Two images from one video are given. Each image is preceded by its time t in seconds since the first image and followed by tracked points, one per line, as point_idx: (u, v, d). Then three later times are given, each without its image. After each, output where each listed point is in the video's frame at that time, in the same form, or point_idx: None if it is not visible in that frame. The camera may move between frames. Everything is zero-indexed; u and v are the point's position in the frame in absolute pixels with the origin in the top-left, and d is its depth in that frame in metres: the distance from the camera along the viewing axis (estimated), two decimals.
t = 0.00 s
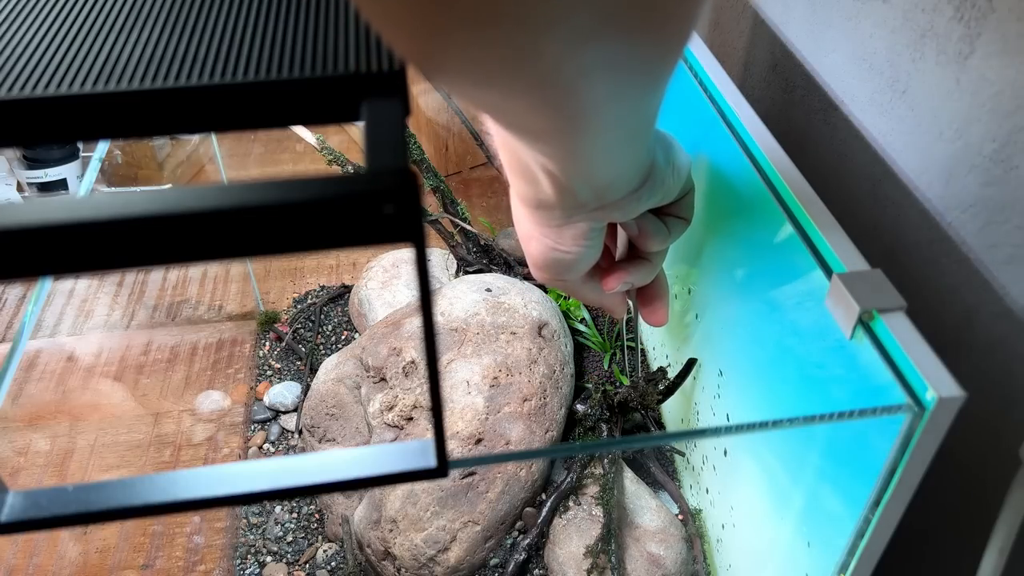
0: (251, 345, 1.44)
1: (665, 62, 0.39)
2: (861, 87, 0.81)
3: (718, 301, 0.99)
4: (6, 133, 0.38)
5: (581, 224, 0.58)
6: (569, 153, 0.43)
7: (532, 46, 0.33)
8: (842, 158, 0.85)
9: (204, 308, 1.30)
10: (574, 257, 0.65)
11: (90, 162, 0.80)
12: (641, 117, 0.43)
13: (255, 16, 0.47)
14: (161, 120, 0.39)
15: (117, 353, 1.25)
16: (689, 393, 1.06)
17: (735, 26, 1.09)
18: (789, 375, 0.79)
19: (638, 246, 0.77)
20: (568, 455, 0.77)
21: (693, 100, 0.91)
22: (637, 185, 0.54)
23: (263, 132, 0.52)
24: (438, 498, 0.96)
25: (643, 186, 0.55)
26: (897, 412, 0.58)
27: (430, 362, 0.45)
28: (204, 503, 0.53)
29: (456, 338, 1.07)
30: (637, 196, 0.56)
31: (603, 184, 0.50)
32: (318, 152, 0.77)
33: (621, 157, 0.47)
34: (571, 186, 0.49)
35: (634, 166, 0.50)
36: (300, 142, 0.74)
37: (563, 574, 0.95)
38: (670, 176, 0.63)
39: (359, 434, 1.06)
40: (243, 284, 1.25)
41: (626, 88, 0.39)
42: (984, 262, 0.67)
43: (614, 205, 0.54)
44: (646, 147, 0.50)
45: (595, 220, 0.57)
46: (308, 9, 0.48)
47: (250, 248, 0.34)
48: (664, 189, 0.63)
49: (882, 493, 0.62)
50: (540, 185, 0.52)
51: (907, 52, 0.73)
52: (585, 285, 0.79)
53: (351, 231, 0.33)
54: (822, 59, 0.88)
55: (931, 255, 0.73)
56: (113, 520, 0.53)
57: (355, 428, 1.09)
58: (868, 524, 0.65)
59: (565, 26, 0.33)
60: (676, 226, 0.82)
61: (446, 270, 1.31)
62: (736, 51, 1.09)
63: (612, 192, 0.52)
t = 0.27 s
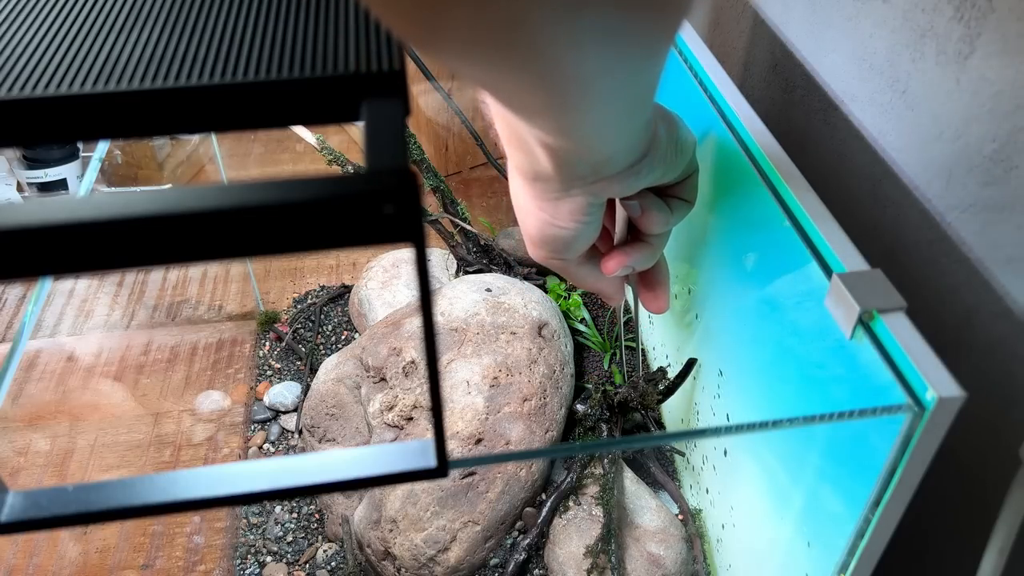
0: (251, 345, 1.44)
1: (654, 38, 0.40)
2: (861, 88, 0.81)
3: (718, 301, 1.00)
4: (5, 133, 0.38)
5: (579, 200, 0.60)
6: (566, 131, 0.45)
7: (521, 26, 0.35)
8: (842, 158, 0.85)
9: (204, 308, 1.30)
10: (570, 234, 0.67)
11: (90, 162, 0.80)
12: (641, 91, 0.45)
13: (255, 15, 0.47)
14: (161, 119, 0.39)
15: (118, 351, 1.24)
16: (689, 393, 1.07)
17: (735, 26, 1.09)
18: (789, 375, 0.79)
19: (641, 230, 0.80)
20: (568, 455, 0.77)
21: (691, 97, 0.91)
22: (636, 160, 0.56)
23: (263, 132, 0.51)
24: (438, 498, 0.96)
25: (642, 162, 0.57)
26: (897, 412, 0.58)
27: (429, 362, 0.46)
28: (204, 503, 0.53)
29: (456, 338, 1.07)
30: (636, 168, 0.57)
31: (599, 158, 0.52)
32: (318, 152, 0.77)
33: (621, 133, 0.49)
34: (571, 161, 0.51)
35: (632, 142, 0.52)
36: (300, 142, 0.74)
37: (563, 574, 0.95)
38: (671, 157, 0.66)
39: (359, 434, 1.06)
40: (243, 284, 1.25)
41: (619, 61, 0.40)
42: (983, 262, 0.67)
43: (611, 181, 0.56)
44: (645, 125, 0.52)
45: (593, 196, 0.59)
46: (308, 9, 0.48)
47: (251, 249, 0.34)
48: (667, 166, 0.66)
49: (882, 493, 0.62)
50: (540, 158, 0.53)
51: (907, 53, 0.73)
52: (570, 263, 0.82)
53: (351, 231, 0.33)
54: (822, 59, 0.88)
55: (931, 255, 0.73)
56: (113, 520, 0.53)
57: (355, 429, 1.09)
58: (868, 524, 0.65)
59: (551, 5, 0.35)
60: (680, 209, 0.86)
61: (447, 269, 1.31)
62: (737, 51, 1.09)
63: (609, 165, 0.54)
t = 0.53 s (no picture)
0: (251, 345, 1.44)
1: None
2: (861, 87, 0.81)
3: (718, 300, 1.00)
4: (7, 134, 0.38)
5: (562, 143, 0.54)
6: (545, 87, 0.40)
7: None
8: (842, 158, 0.85)
9: (204, 308, 1.30)
10: (545, 178, 0.62)
11: (90, 162, 0.80)
12: (619, 22, 0.37)
13: (255, 16, 0.47)
14: (162, 118, 0.39)
15: (117, 353, 1.25)
16: (689, 393, 1.07)
17: (735, 26, 1.09)
18: (789, 375, 0.79)
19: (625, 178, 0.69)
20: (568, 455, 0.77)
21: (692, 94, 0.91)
22: (623, 112, 0.48)
23: (263, 133, 0.51)
24: (438, 498, 0.96)
25: (631, 113, 0.49)
26: (897, 412, 0.58)
27: (430, 362, 0.46)
28: (205, 502, 0.53)
29: (456, 338, 1.07)
30: (632, 124, 0.51)
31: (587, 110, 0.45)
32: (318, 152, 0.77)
33: (608, 71, 0.40)
34: (549, 110, 0.45)
35: (622, 95, 0.46)
36: (301, 142, 0.74)
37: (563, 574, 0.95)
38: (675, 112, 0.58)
39: (359, 434, 1.06)
40: (243, 283, 1.24)
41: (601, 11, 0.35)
42: (984, 262, 0.67)
43: (599, 133, 0.50)
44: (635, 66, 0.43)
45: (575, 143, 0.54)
46: (309, 9, 0.48)
47: (251, 248, 0.34)
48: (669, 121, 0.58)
49: (882, 493, 0.62)
50: (518, 102, 0.48)
51: (907, 53, 0.73)
52: (543, 220, 0.72)
53: (352, 231, 0.33)
54: (822, 59, 0.88)
55: (931, 256, 0.73)
56: (113, 519, 0.53)
57: (355, 429, 1.09)
58: (868, 524, 0.65)
59: None
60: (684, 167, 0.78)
61: (446, 269, 1.32)
62: (737, 51, 1.09)
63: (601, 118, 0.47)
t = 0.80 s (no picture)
0: (251, 345, 1.44)
1: None
2: (861, 87, 0.81)
3: (718, 300, 1.00)
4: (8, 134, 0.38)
5: (546, 79, 0.48)
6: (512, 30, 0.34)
7: None
8: (842, 158, 0.85)
9: (204, 308, 1.30)
10: (535, 113, 0.58)
11: (90, 162, 0.80)
12: None
13: (255, 16, 0.47)
14: (162, 117, 0.39)
15: (118, 352, 1.25)
16: (689, 392, 1.07)
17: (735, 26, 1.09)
18: (789, 375, 0.79)
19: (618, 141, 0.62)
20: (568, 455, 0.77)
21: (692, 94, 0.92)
22: (616, 60, 0.42)
23: (264, 133, 0.51)
24: (438, 498, 0.96)
25: (626, 63, 0.43)
26: (897, 412, 0.58)
27: (430, 362, 0.46)
28: (205, 503, 0.53)
29: (456, 338, 1.07)
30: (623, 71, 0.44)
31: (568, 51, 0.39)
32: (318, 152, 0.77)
33: (573, 9, 0.35)
34: (532, 52, 0.40)
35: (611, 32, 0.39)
36: (301, 142, 0.74)
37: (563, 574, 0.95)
38: (683, 67, 0.49)
39: (359, 434, 1.06)
40: (243, 284, 1.24)
41: None
42: (983, 262, 0.67)
43: (586, 79, 0.44)
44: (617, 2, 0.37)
45: (564, 87, 0.49)
46: (309, 9, 0.48)
47: (251, 249, 0.34)
48: (671, 76, 0.48)
49: (882, 493, 0.62)
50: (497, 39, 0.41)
51: (907, 53, 0.73)
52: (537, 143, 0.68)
53: (352, 231, 0.33)
54: (822, 59, 0.88)
55: (931, 255, 0.73)
56: (113, 520, 0.53)
57: (355, 429, 1.09)
58: (868, 525, 0.65)
59: None
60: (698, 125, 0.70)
61: (446, 269, 1.32)
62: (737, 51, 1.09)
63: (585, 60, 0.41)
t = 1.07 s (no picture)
0: (251, 345, 1.44)
1: None
2: (862, 87, 0.81)
3: (718, 300, 1.00)
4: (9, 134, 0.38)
5: None
6: None
7: None
8: (842, 158, 0.85)
9: (204, 308, 1.30)
10: None
11: (90, 162, 0.80)
12: None
13: (255, 16, 0.47)
14: (163, 117, 0.39)
15: (117, 353, 1.25)
16: (689, 392, 1.08)
17: (735, 26, 1.09)
18: (789, 375, 0.79)
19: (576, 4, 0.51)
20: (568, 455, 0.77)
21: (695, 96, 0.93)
22: None
23: (264, 133, 0.51)
24: (438, 498, 0.96)
25: None
26: (897, 412, 0.58)
27: (430, 362, 0.46)
28: (204, 503, 0.53)
29: (456, 338, 1.07)
30: None
31: None
32: (318, 151, 0.77)
33: None
34: None
35: None
36: (301, 142, 0.74)
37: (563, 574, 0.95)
38: None
39: (359, 434, 1.06)
40: (244, 283, 1.24)
41: None
42: (983, 262, 0.67)
43: None
44: None
45: None
46: (309, 9, 0.48)
47: (251, 249, 0.34)
48: None
49: (882, 493, 0.62)
50: None
51: (907, 53, 0.73)
52: None
53: (351, 231, 0.33)
54: (823, 59, 0.88)
55: (931, 256, 0.73)
56: (114, 519, 0.53)
57: (355, 429, 1.09)
58: (868, 524, 0.65)
59: None
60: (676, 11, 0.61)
61: (446, 269, 1.31)
62: (737, 51, 1.09)
63: None
